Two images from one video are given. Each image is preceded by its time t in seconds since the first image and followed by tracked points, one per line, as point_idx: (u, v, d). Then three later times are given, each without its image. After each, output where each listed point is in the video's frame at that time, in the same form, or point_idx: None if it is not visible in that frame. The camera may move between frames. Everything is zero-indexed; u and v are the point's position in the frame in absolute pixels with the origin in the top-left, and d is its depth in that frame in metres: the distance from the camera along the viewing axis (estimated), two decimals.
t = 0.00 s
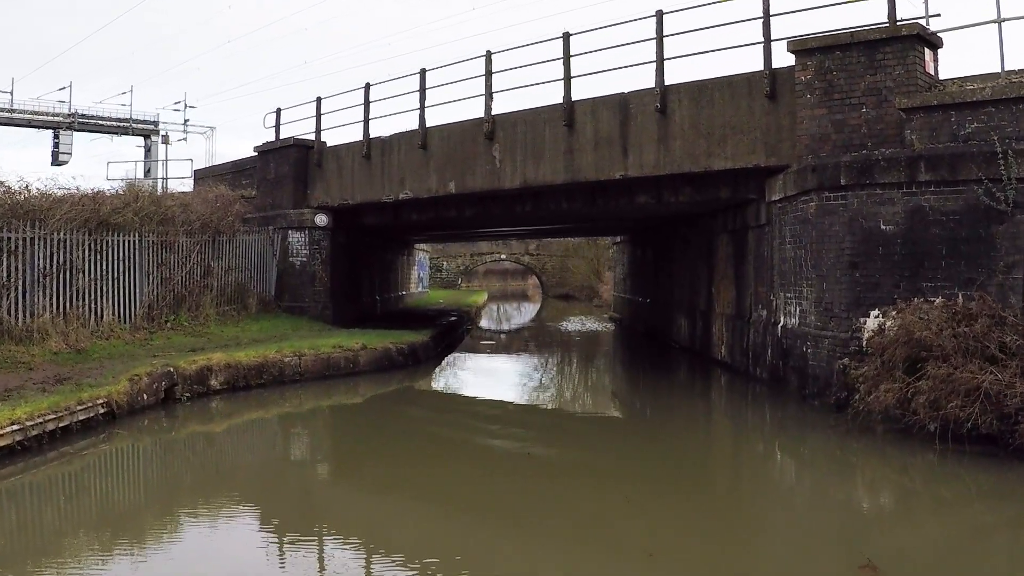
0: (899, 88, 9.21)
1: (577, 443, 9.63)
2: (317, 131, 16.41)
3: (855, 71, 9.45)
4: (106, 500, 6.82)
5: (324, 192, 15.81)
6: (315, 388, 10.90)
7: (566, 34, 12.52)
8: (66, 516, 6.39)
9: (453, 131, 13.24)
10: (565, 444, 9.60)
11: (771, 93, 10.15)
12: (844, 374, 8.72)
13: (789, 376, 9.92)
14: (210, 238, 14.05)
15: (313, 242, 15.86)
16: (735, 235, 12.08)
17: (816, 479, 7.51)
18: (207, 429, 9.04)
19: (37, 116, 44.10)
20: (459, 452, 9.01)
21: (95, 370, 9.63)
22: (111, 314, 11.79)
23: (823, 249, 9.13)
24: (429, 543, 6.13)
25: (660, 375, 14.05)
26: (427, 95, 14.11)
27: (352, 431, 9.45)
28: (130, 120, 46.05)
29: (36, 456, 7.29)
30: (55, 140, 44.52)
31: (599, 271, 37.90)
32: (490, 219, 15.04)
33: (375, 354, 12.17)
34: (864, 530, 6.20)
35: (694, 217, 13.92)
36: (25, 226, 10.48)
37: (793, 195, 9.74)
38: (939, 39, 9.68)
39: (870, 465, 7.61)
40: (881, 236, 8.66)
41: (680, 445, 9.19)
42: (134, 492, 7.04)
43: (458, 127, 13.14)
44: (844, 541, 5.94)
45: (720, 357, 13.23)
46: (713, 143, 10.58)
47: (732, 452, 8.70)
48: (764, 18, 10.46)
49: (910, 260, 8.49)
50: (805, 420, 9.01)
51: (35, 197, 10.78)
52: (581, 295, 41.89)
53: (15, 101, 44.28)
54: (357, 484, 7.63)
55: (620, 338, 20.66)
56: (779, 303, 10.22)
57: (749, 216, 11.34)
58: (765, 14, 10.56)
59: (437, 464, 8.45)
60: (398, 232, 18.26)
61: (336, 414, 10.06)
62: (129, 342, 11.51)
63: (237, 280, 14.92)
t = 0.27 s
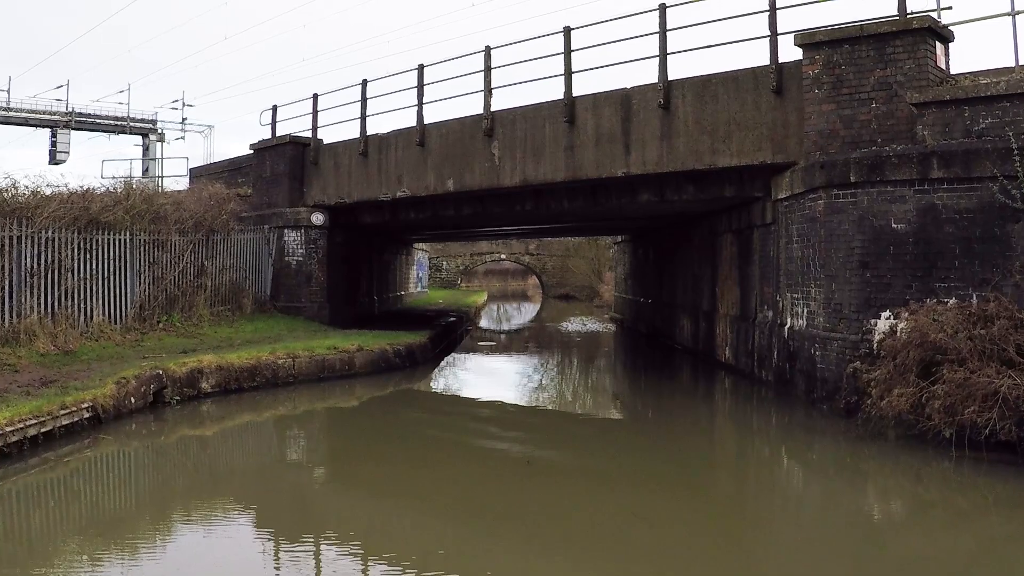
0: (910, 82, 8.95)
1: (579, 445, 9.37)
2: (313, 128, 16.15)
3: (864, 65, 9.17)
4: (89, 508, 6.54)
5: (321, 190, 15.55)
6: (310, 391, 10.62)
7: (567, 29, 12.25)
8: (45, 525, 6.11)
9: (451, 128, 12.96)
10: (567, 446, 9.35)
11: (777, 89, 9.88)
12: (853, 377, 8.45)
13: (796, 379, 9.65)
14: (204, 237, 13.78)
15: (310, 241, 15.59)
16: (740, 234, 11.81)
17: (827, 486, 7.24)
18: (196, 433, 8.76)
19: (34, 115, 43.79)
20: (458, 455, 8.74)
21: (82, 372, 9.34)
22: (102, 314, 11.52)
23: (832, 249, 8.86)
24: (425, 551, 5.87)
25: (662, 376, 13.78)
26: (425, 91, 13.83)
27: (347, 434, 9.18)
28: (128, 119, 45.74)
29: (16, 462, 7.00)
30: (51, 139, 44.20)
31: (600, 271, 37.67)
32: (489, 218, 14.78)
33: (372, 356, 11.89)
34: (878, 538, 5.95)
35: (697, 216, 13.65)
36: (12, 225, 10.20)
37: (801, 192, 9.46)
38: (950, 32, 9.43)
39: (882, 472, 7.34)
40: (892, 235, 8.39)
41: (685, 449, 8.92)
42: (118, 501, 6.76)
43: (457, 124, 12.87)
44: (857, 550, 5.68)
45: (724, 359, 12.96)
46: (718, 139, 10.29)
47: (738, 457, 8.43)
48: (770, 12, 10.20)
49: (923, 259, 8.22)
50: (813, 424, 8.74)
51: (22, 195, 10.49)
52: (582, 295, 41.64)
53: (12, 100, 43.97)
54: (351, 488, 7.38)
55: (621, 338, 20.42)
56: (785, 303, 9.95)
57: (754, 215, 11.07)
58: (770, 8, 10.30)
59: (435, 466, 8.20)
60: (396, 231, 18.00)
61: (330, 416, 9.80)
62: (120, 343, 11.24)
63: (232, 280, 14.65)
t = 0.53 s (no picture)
0: (922, 77, 8.67)
1: (581, 448, 9.11)
2: (310, 126, 15.88)
3: (874, 59, 8.90)
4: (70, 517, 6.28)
5: (317, 189, 15.29)
6: (304, 393, 10.34)
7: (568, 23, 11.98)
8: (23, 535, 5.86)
9: (450, 125, 12.70)
10: (568, 449, 9.09)
11: (784, 84, 9.60)
12: (864, 380, 8.17)
13: (804, 381, 9.38)
14: (198, 237, 13.52)
15: (306, 240, 15.33)
16: (745, 233, 11.54)
17: (838, 493, 6.96)
18: (186, 438, 8.49)
19: (33, 115, 43.56)
20: (456, 458, 8.49)
21: (69, 375, 9.08)
22: (92, 315, 11.26)
23: (841, 248, 8.59)
24: (418, 562, 5.61)
25: (665, 378, 13.51)
26: (422, 87, 13.56)
27: (341, 438, 8.92)
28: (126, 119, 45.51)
29: None
30: (50, 138, 43.97)
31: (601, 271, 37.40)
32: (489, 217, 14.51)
33: (369, 357, 11.61)
34: (891, 549, 5.69)
35: (700, 215, 13.38)
36: None
37: (809, 189, 9.19)
38: (963, 26, 9.14)
39: (895, 479, 7.07)
40: (904, 234, 8.12)
41: (689, 453, 8.66)
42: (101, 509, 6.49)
43: (456, 121, 12.60)
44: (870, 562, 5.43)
45: (728, 361, 12.69)
46: (723, 135, 10.02)
47: (745, 463, 8.15)
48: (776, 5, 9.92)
49: (935, 259, 7.95)
50: (822, 429, 8.48)
51: (9, 193, 10.23)
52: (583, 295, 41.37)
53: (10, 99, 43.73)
54: (344, 495, 7.12)
55: (622, 339, 20.15)
56: (793, 304, 9.68)
57: (759, 213, 10.80)
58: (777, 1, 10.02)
59: (432, 471, 7.94)
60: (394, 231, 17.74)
61: (324, 419, 9.53)
62: (110, 345, 10.97)
63: (226, 280, 14.39)
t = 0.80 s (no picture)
0: (934, 70, 8.40)
1: (582, 452, 8.85)
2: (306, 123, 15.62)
3: (884, 52, 8.63)
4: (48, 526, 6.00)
5: (313, 187, 15.02)
6: (298, 396, 10.06)
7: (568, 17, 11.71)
8: None
9: (448, 121, 12.42)
10: (570, 453, 8.83)
11: (792, 79, 9.34)
12: (875, 384, 7.90)
13: (812, 384, 9.11)
14: (191, 236, 13.25)
15: (302, 240, 15.06)
16: (750, 231, 11.26)
17: (850, 500, 6.69)
18: (174, 442, 8.21)
19: (30, 114, 43.29)
20: (453, 463, 8.23)
21: (54, 378, 8.80)
22: (81, 316, 10.99)
23: (851, 247, 8.32)
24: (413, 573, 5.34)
25: (667, 379, 13.24)
26: (420, 83, 13.29)
27: (335, 442, 8.65)
28: (124, 118, 45.21)
29: None
30: (47, 138, 43.68)
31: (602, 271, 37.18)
32: (488, 216, 14.24)
33: (365, 359, 11.33)
34: (909, 559, 5.42)
35: (704, 213, 13.10)
36: None
37: (817, 187, 8.91)
38: (975, 18, 8.87)
39: (910, 486, 6.79)
40: (917, 232, 7.85)
41: (694, 457, 8.40)
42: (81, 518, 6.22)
43: (454, 117, 12.33)
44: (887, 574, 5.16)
45: (731, 362, 12.41)
46: (728, 131, 9.74)
47: (752, 468, 7.88)
48: None
49: (949, 258, 7.67)
50: (831, 434, 8.20)
51: None
52: (583, 295, 41.12)
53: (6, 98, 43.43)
54: (337, 502, 6.86)
55: (623, 339, 19.89)
56: (800, 305, 9.41)
57: (765, 211, 10.53)
58: None
59: (429, 477, 7.68)
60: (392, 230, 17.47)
61: (318, 423, 9.26)
62: (100, 347, 10.70)
63: (220, 280, 14.12)
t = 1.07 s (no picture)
0: (947, 63, 8.13)
1: (584, 457, 8.59)
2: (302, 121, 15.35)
3: (895, 45, 8.36)
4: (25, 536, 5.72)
5: (309, 186, 14.75)
6: (291, 400, 9.78)
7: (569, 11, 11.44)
8: None
9: (446, 118, 12.15)
10: (571, 458, 8.57)
11: (799, 73, 9.07)
12: (887, 387, 7.63)
13: (820, 388, 8.84)
14: (184, 235, 12.98)
15: (298, 239, 14.78)
16: (755, 230, 10.99)
17: (864, 508, 6.41)
18: (162, 448, 7.93)
19: (27, 113, 42.99)
20: (451, 469, 7.96)
21: (39, 381, 8.52)
22: (69, 318, 10.72)
23: (861, 245, 8.05)
24: None
25: (670, 381, 12.96)
26: (418, 79, 13.02)
27: (329, 448, 8.38)
28: (121, 117, 44.91)
29: None
30: (44, 137, 43.37)
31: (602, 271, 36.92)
32: (487, 215, 13.96)
33: (360, 362, 11.05)
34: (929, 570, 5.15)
35: (707, 212, 12.83)
36: None
37: (826, 183, 8.64)
38: (989, 10, 8.60)
39: (925, 494, 6.52)
40: (930, 231, 7.59)
41: (700, 462, 8.13)
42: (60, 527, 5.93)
43: (452, 114, 12.06)
44: None
45: (736, 364, 12.14)
46: (733, 127, 9.46)
47: (759, 474, 7.60)
48: None
49: (964, 258, 7.41)
50: (841, 439, 7.93)
51: None
52: (584, 296, 40.86)
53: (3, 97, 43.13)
54: (330, 509, 6.59)
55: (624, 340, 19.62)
56: (808, 306, 9.14)
57: (771, 209, 10.26)
58: None
59: (425, 484, 7.42)
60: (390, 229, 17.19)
61: (312, 428, 8.98)
62: (88, 349, 10.41)
63: (214, 280, 13.85)
